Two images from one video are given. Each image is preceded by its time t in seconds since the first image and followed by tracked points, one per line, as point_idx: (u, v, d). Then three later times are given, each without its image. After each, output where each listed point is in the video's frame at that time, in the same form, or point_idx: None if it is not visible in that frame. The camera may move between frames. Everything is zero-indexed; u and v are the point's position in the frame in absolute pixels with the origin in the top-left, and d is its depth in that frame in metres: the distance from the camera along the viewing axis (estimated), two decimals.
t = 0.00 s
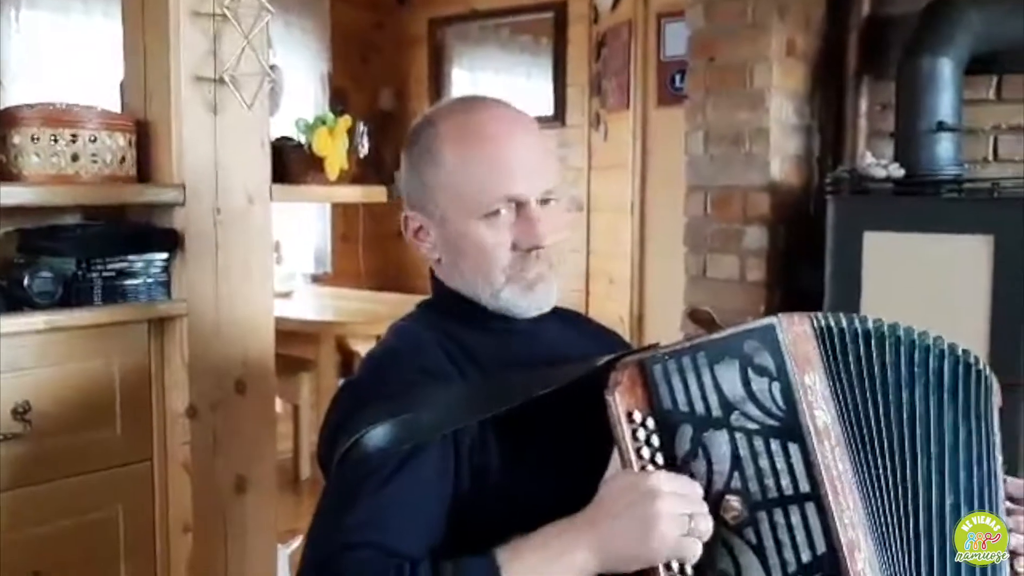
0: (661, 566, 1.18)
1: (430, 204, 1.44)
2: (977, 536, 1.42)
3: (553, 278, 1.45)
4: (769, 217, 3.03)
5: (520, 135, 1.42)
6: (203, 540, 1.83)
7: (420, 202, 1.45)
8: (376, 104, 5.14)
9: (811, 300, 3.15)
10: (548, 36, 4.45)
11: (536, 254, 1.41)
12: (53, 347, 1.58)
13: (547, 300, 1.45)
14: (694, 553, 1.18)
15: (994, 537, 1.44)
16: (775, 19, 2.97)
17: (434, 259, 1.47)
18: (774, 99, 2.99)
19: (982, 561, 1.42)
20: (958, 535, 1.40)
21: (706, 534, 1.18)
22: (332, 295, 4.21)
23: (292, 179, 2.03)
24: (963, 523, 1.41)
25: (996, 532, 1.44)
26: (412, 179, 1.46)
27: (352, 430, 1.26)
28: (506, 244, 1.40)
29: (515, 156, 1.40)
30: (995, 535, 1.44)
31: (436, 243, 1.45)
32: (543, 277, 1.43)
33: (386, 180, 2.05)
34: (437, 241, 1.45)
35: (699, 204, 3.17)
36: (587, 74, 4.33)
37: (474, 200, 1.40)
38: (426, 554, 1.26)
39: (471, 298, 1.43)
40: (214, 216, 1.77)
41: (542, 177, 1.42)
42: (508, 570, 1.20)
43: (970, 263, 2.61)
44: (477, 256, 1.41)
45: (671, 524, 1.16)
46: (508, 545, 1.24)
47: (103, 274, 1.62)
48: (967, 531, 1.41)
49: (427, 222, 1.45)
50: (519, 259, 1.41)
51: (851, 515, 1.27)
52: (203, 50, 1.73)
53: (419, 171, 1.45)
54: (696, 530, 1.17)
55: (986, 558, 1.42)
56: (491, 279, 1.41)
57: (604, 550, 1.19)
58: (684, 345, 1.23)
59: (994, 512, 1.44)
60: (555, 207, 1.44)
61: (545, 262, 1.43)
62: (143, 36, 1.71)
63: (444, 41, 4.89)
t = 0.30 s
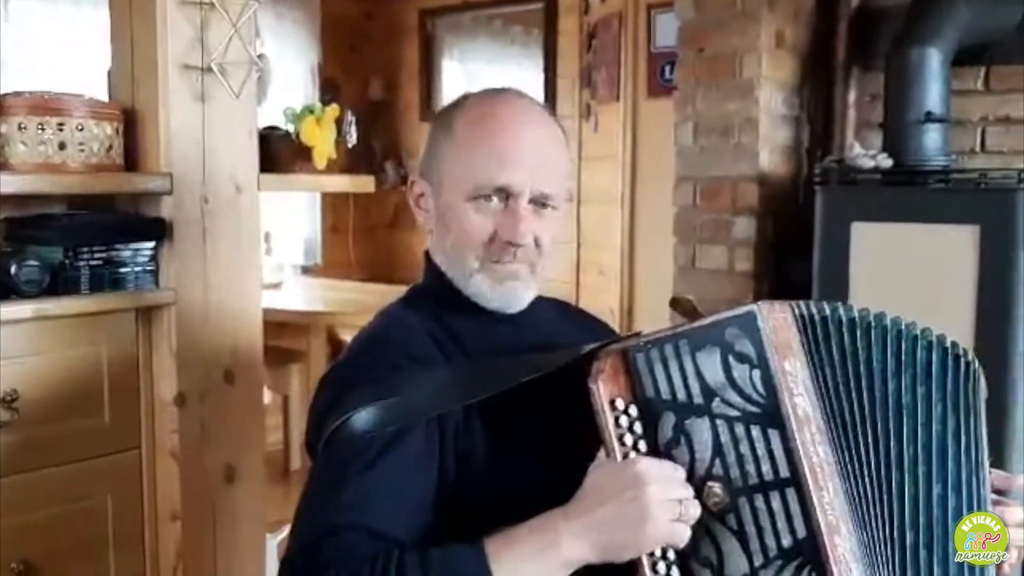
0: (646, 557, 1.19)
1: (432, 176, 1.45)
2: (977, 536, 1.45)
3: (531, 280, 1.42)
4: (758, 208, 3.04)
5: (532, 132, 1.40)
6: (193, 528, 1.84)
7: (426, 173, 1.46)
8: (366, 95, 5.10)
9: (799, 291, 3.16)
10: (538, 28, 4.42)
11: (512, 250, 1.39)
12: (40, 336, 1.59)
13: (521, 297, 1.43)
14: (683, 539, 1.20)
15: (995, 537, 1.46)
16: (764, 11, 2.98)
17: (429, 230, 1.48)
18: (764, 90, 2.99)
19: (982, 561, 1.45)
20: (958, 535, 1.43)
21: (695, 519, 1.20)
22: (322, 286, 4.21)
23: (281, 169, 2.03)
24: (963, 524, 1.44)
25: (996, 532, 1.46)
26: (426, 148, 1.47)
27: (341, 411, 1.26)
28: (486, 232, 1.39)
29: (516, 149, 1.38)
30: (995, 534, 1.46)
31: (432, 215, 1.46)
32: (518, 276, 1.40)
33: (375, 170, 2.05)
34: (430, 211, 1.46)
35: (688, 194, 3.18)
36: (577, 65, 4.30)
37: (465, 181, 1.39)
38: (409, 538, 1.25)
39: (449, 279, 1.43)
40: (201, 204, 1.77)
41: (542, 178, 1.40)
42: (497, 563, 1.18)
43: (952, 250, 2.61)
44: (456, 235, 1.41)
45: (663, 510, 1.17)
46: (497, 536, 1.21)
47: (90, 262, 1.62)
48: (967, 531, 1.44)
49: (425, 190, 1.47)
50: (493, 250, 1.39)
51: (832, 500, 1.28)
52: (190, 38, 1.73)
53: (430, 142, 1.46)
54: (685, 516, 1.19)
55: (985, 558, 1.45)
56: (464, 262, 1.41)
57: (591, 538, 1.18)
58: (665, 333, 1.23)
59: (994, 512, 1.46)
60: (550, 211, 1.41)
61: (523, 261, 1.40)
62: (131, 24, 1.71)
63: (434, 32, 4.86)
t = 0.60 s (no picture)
0: (632, 540, 1.21)
1: (479, 159, 1.45)
2: (977, 536, 1.45)
3: (540, 288, 1.43)
4: (745, 202, 3.05)
5: (589, 152, 1.43)
6: (180, 518, 1.84)
7: (473, 154, 1.46)
8: (355, 89, 5.04)
9: (786, 284, 3.18)
10: (528, 22, 4.36)
11: (535, 254, 1.41)
12: (28, 326, 1.59)
13: (525, 299, 1.44)
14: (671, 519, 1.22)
15: (995, 537, 1.46)
16: (752, 5, 2.99)
17: (457, 208, 1.48)
18: (751, 84, 3.01)
19: (981, 560, 1.45)
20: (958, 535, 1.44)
21: (683, 499, 1.22)
22: (311, 279, 4.21)
23: (267, 160, 2.05)
24: (963, 524, 1.45)
25: (996, 532, 1.46)
26: (480, 133, 1.48)
27: (336, 396, 1.26)
28: (518, 227, 1.40)
29: (570, 161, 1.41)
30: (995, 534, 1.46)
31: (467, 196, 1.46)
32: (532, 278, 1.42)
33: (362, 163, 2.06)
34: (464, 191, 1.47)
35: (676, 188, 3.19)
36: (566, 58, 4.24)
37: (514, 176, 1.41)
38: (406, 522, 1.26)
39: (468, 262, 1.44)
40: (188, 196, 1.78)
41: (584, 199, 1.42)
42: (491, 546, 1.20)
43: (936, 240, 2.63)
44: (487, 221, 1.42)
45: (652, 493, 1.19)
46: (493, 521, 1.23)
47: (76, 253, 1.63)
48: (968, 531, 1.45)
49: (464, 170, 1.47)
50: (517, 247, 1.41)
51: (818, 488, 1.29)
52: (176, 30, 1.73)
53: (486, 128, 1.47)
54: (673, 498, 1.21)
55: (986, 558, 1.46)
56: (485, 249, 1.42)
57: (578, 520, 1.20)
58: (656, 319, 1.24)
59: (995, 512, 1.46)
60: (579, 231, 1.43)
61: (541, 266, 1.42)
62: (116, 15, 1.71)
63: (424, 25, 4.76)
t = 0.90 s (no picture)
0: (614, 535, 1.22)
1: (488, 154, 1.47)
2: (981, 537, 1.68)
3: (538, 282, 1.46)
4: (734, 199, 3.07)
5: (597, 153, 1.45)
6: (171, 514, 1.86)
7: (482, 147, 1.49)
8: (349, 86, 5.06)
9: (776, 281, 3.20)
10: (520, 20, 4.37)
11: (537, 249, 1.43)
12: (18, 322, 1.61)
13: (523, 292, 1.47)
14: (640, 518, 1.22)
15: (992, 537, 1.73)
16: (741, 4, 3.01)
17: (461, 198, 1.50)
18: (740, 83, 3.03)
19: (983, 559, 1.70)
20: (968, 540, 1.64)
21: (650, 501, 1.22)
22: (304, 277, 4.22)
23: (256, 157, 2.06)
24: (972, 529, 1.65)
25: (995, 534, 1.72)
26: (491, 128, 1.50)
27: (327, 375, 1.29)
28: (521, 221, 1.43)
29: (577, 160, 1.43)
30: (995, 538, 1.71)
31: (472, 188, 1.49)
32: (531, 271, 1.45)
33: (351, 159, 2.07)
34: (469, 184, 1.49)
35: (666, 186, 3.21)
36: (558, 56, 4.26)
37: (523, 171, 1.43)
38: (391, 507, 1.28)
39: (470, 253, 1.47)
40: (179, 191, 1.79)
41: (588, 198, 1.45)
42: (472, 532, 1.22)
43: (924, 238, 2.65)
44: (493, 214, 1.44)
45: (622, 491, 1.19)
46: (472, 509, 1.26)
47: (67, 250, 1.64)
48: (976, 535, 1.67)
49: (472, 163, 1.49)
50: (520, 240, 1.43)
51: (797, 481, 1.31)
52: (167, 28, 1.75)
53: (497, 125, 1.50)
54: (642, 498, 1.21)
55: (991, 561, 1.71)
56: (489, 240, 1.44)
57: (553, 518, 1.21)
58: (641, 313, 1.25)
59: (994, 520, 1.72)
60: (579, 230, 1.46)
61: (541, 260, 1.45)
62: (107, 14, 1.73)
63: (416, 24, 4.76)
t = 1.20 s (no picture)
0: (594, 529, 1.22)
1: (472, 151, 1.49)
2: (978, 536, 2.33)
3: (520, 279, 1.48)
4: (725, 196, 3.08)
5: (583, 150, 1.46)
6: (162, 509, 1.87)
7: (466, 144, 1.50)
8: (342, 85, 5.07)
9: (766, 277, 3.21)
10: (513, 19, 4.37)
11: (520, 247, 1.45)
12: (8, 317, 1.62)
13: (505, 290, 1.49)
14: (621, 514, 1.23)
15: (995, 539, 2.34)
16: (731, 2, 3.02)
17: (445, 194, 1.52)
18: (731, 80, 3.04)
19: (985, 557, 2.31)
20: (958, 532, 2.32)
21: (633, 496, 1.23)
22: (298, 275, 4.22)
23: (244, 153, 2.07)
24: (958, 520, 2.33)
25: (995, 536, 2.34)
26: (475, 124, 1.51)
27: (312, 371, 1.29)
28: (504, 219, 1.45)
29: (562, 158, 1.45)
30: (996, 539, 2.33)
31: (456, 185, 1.50)
32: (515, 268, 1.47)
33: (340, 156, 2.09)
34: (453, 180, 1.50)
35: (657, 183, 3.22)
36: (551, 54, 4.27)
37: (507, 169, 1.45)
38: (374, 502, 1.31)
39: (454, 250, 1.49)
40: (167, 187, 1.80)
41: (571, 195, 1.46)
42: (453, 530, 1.23)
43: (915, 237, 2.66)
44: (477, 212, 1.45)
45: (601, 486, 1.20)
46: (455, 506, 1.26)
47: (56, 246, 1.65)
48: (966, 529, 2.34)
49: (455, 160, 1.50)
50: (504, 237, 1.45)
51: (776, 474, 1.32)
52: (156, 26, 1.76)
53: (480, 121, 1.51)
54: (622, 493, 1.22)
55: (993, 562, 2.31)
56: (473, 238, 1.46)
57: (533, 514, 1.22)
58: (620, 310, 1.26)
59: (994, 523, 2.34)
60: (562, 227, 1.48)
61: (524, 258, 1.46)
62: (96, 12, 1.74)
63: (410, 22, 4.76)
